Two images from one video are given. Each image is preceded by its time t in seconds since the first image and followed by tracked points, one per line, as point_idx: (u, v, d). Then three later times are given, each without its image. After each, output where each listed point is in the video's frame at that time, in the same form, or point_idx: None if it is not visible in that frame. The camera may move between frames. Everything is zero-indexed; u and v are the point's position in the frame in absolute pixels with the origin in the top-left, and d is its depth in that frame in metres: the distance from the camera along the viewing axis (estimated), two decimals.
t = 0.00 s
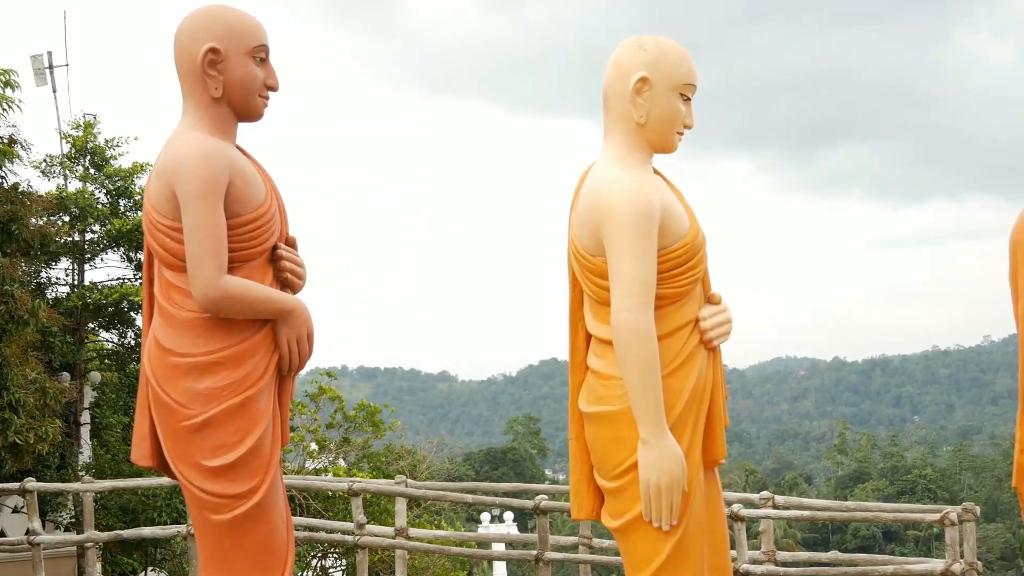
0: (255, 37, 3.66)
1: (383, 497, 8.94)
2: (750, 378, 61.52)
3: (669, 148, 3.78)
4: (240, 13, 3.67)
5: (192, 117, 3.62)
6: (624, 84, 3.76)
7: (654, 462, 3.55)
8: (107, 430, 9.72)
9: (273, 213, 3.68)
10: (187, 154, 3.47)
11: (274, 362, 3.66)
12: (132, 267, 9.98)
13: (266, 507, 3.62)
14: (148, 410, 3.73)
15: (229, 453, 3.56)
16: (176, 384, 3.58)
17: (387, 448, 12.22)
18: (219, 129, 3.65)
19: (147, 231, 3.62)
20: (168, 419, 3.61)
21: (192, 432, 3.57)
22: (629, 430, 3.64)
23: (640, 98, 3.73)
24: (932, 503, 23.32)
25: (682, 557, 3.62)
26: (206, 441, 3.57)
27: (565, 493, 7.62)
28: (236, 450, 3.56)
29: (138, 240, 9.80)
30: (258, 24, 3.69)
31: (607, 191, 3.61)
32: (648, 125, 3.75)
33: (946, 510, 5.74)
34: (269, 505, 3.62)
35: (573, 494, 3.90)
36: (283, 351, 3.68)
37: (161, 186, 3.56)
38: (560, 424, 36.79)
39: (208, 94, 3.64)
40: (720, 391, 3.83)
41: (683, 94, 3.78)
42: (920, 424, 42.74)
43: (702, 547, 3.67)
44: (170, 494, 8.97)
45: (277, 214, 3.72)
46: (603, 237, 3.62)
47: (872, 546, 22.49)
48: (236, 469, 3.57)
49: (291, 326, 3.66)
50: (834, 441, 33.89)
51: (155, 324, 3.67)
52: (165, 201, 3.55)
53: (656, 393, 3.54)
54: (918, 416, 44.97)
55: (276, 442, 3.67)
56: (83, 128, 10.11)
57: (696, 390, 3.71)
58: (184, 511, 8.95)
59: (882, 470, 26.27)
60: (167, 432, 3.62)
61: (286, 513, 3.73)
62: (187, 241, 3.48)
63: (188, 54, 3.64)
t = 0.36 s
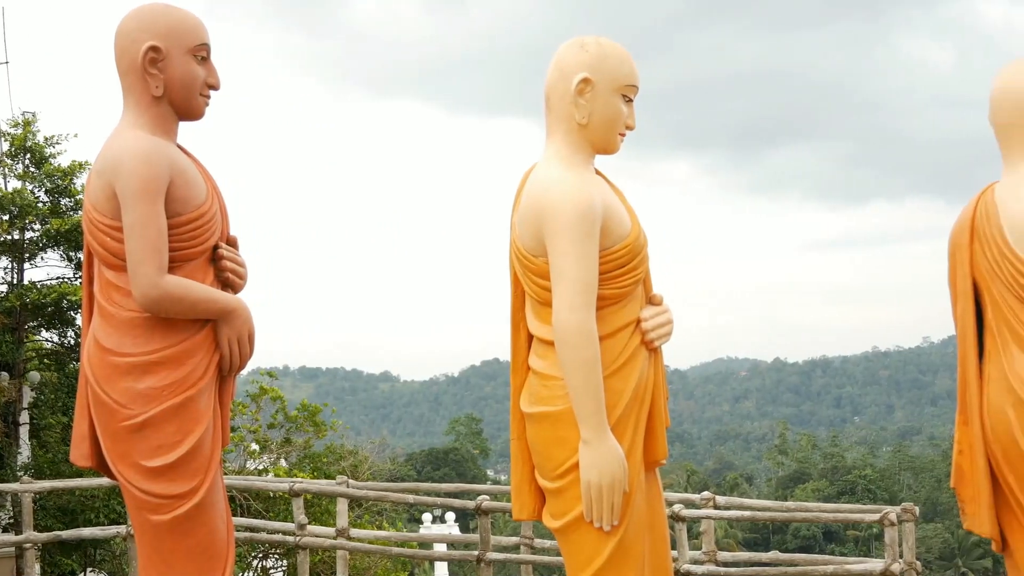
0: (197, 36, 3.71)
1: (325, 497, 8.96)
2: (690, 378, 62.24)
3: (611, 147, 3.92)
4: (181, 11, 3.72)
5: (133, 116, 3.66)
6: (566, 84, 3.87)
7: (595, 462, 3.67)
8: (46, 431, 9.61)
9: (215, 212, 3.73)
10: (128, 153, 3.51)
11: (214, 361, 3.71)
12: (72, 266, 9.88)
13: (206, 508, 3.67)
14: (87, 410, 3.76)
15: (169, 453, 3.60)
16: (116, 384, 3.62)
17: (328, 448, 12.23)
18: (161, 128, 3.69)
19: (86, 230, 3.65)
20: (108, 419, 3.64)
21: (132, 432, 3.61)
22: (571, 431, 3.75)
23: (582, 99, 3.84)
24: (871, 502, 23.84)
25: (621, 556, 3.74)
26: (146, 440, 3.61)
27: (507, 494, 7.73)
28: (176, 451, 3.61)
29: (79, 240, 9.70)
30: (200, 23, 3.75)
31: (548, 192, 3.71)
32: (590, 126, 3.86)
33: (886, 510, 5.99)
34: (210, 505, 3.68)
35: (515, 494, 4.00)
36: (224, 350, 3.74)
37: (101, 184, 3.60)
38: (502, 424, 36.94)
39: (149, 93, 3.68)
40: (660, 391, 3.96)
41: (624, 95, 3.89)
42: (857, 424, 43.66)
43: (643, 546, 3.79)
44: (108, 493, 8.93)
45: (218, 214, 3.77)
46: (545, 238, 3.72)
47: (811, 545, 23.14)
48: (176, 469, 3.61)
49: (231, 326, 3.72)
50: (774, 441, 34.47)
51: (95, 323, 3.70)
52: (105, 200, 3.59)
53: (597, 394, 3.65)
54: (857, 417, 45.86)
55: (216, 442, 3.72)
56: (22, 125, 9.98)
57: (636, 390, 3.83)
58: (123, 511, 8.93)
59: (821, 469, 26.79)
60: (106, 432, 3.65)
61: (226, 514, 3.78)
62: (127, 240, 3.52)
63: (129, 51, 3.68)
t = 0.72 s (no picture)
0: (135, 34, 3.80)
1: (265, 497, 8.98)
2: (630, 378, 62.84)
3: (552, 147, 4.04)
4: (118, 9, 3.80)
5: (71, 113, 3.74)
6: (507, 84, 3.99)
7: (535, 463, 3.79)
8: None
9: (153, 212, 3.81)
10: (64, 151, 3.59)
11: (152, 361, 3.78)
12: (9, 265, 9.78)
13: (144, 508, 3.74)
14: (24, 411, 3.82)
15: (106, 453, 3.67)
16: (53, 384, 3.68)
17: (267, 449, 12.21)
18: (99, 126, 3.77)
19: (23, 229, 3.72)
20: (45, 419, 3.70)
21: (69, 432, 3.68)
22: (510, 431, 3.88)
23: (522, 100, 3.97)
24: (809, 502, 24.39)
25: (560, 556, 3.87)
26: (83, 441, 3.67)
27: (447, 495, 7.83)
28: (114, 451, 3.68)
29: (16, 239, 9.61)
30: (139, 22, 3.83)
31: (487, 193, 3.84)
32: (530, 127, 3.99)
33: (824, 511, 6.18)
34: (147, 506, 3.75)
35: (454, 495, 4.12)
36: (163, 350, 3.81)
37: (39, 183, 3.66)
38: (442, 424, 37.04)
39: (87, 91, 3.75)
40: (600, 392, 4.11)
41: (564, 95, 4.02)
42: (794, 425, 44.49)
43: (581, 548, 3.92)
44: (45, 495, 8.88)
45: (157, 213, 3.85)
46: (484, 239, 3.85)
47: (750, 545, 23.65)
48: (113, 470, 3.68)
49: (170, 326, 3.79)
50: (714, 442, 35.05)
51: (32, 324, 3.76)
52: (42, 199, 3.66)
53: (537, 394, 3.78)
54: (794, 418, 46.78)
55: (154, 442, 3.79)
56: None
57: (576, 391, 3.97)
58: (60, 513, 8.89)
59: (761, 469, 27.36)
60: (43, 433, 3.71)
61: (164, 515, 3.85)
62: (64, 239, 3.59)
63: (67, 48, 3.75)
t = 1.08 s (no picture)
0: (77, 33, 3.95)
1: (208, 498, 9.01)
2: (573, 378, 63.26)
3: (495, 147, 4.18)
4: (60, 8, 3.97)
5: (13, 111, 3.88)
6: (451, 84, 4.13)
7: (477, 463, 3.93)
8: None
9: (94, 210, 3.96)
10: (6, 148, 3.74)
11: (93, 361, 3.93)
12: None
13: (85, 509, 3.89)
14: None
15: (47, 453, 3.81)
16: None
17: (210, 449, 12.18)
18: (41, 124, 3.92)
19: None
20: None
21: (10, 432, 3.81)
22: (452, 432, 4.01)
23: (466, 100, 4.11)
24: (752, 502, 24.89)
25: (502, 556, 4.01)
26: (24, 441, 3.81)
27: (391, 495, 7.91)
28: (54, 451, 3.81)
29: None
30: (81, 21, 3.99)
31: (431, 193, 3.98)
32: (473, 127, 4.13)
33: (767, 511, 6.40)
34: (90, 506, 3.90)
35: (397, 495, 4.25)
36: (104, 349, 3.96)
37: None
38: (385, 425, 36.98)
39: (29, 88, 3.90)
40: (543, 392, 4.25)
41: (508, 96, 4.16)
42: (736, 426, 45.23)
43: (524, 548, 4.06)
44: None
45: (98, 212, 4.00)
46: (427, 240, 3.99)
47: (692, 545, 24.03)
48: (54, 470, 3.82)
49: (111, 326, 3.94)
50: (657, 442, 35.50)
51: None
52: None
53: (478, 395, 3.92)
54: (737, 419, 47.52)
55: (95, 442, 3.94)
56: None
57: (519, 392, 4.11)
58: None
59: (703, 470, 27.82)
60: None
61: (106, 516, 4.01)
62: (6, 238, 3.73)
63: (10, 46, 3.90)
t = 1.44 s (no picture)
0: (19, 31, 3.96)
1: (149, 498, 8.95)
2: (518, 379, 63.44)
3: (439, 148, 4.25)
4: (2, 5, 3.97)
5: None
6: (394, 85, 4.20)
7: (421, 463, 4.00)
8: None
9: (36, 209, 3.97)
10: None
11: (35, 360, 3.95)
12: None
13: (27, 508, 3.91)
14: None
15: None
16: None
17: (151, 450, 12.07)
18: None
19: None
20: None
21: None
22: (394, 432, 4.08)
23: (410, 99, 4.18)
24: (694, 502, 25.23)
25: (445, 557, 4.08)
26: None
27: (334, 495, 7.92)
28: None
29: None
30: (22, 20, 4.00)
31: (374, 193, 4.05)
32: (417, 126, 4.20)
33: (709, 511, 6.55)
34: (31, 505, 3.93)
35: (340, 496, 4.32)
36: (45, 348, 3.98)
37: None
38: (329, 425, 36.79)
39: None
40: (486, 393, 4.33)
41: (452, 96, 4.24)
42: (679, 426, 45.75)
43: (467, 548, 4.15)
44: None
45: (39, 211, 4.01)
46: (371, 239, 4.05)
47: (635, 546, 24.30)
48: None
49: (52, 325, 3.97)
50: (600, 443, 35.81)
51: None
52: None
53: (422, 395, 3.99)
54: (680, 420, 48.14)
55: (35, 442, 3.95)
56: None
57: (462, 392, 4.19)
58: None
59: (645, 470, 27.98)
60: None
61: (43, 515, 4.03)
62: None
63: None
